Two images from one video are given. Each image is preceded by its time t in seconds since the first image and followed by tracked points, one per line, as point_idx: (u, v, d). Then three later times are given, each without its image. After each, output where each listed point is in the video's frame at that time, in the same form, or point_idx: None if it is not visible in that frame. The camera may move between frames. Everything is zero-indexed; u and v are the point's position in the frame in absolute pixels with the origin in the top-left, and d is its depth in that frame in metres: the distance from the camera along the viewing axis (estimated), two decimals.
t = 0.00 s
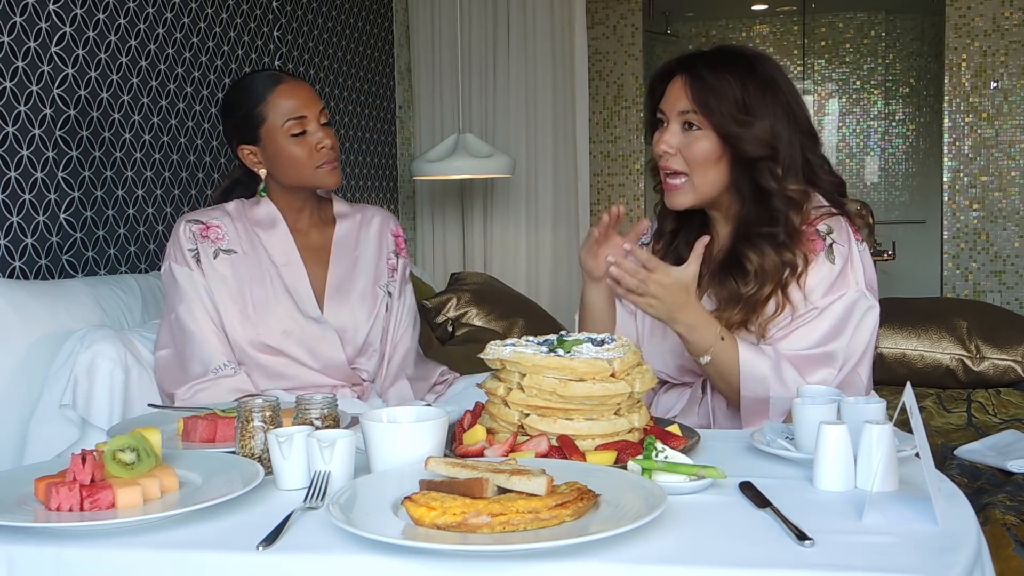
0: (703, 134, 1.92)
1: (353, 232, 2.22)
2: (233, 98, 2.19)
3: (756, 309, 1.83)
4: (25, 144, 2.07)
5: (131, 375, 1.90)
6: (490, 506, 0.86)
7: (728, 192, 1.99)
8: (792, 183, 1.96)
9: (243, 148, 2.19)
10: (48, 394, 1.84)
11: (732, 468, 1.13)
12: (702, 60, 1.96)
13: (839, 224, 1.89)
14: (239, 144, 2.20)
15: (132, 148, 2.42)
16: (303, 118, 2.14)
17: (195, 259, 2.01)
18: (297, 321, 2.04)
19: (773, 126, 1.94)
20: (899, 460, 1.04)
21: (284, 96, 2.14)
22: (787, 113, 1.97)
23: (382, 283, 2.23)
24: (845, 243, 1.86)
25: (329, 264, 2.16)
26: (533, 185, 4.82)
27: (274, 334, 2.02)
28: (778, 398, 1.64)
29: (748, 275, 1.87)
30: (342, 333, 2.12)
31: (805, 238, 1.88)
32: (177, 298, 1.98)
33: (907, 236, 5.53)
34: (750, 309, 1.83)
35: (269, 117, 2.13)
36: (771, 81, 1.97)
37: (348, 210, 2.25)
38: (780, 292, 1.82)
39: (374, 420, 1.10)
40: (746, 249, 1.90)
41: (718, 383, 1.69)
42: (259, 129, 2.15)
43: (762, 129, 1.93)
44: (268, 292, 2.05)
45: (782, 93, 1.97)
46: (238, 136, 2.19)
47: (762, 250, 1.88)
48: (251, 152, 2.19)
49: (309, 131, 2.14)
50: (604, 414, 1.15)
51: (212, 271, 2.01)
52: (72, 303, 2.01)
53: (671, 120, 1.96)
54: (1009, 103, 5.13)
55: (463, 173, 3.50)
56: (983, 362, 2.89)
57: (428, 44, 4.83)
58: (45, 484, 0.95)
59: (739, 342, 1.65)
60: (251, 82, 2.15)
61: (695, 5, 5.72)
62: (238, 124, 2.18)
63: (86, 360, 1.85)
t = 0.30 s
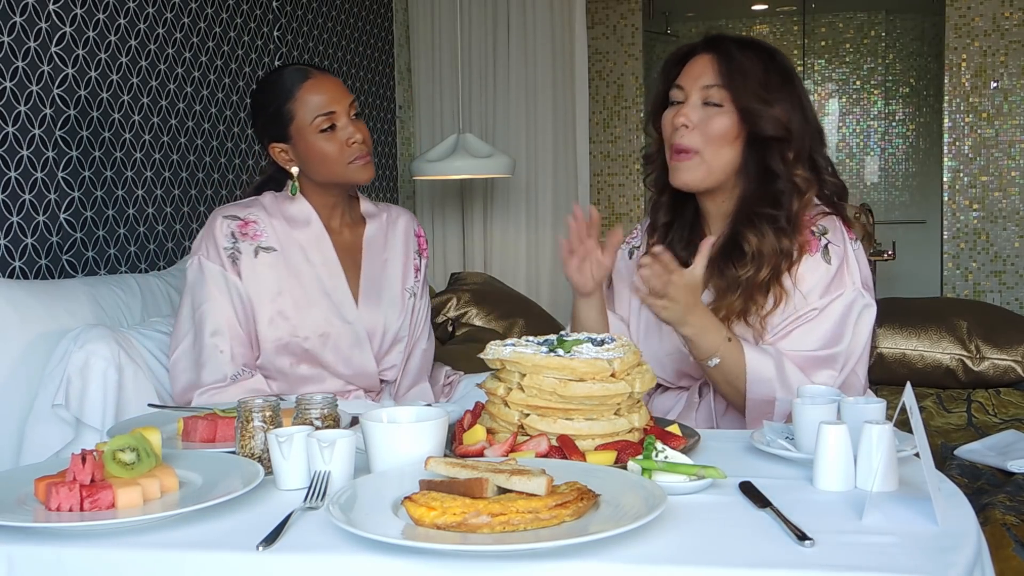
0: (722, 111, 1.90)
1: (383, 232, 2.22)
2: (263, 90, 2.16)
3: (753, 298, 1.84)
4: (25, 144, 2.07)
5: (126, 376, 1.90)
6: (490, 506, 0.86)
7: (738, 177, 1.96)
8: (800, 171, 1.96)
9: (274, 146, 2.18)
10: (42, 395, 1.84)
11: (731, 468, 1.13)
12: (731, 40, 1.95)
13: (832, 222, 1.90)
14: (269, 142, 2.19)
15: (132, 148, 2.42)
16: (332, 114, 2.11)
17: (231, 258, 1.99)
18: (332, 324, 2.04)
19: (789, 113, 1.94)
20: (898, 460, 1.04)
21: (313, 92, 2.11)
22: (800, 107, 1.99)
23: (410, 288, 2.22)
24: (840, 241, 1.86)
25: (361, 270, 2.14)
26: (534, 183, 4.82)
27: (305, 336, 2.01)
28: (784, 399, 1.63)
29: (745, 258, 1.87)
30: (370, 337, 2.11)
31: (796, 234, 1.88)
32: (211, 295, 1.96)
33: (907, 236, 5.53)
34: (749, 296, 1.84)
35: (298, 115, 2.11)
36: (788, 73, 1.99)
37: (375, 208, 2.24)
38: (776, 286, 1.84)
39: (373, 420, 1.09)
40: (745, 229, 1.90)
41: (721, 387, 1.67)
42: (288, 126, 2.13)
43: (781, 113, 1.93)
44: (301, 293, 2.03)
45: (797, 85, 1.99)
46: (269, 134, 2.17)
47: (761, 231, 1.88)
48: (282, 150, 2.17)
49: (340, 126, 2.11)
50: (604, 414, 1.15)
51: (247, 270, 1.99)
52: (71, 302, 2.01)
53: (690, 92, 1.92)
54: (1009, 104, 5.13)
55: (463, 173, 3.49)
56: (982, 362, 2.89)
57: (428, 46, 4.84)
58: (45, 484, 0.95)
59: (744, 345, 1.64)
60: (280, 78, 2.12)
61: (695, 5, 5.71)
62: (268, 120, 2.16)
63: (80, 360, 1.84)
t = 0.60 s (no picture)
0: (726, 112, 1.91)
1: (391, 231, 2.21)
2: (309, 80, 1.99)
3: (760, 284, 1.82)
4: (25, 144, 2.07)
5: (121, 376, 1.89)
6: (490, 506, 0.86)
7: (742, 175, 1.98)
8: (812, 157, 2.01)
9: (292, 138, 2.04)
10: (38, 395, 1.84)
11: (731, 468, 1.13)
12: (724, 40, 1.95)
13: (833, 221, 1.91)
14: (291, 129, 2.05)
15: (132, 148, 2.42)
16: (364, 157, 1.94)
17: (245, 258, 2.00)
18: (344, 322, 2.04)
19: (790, 106, 1.96)
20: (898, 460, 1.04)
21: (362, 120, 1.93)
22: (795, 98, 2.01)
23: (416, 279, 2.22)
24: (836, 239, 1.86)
25: (366, 264, 2.15)
26: (533, 184, 4.82)
27: (323, 335, 2.02)
28: (760, 389, 1.66)
29: (761, 250, 1.85)
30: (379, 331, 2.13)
31: (812, 219, 1.89)
32: (225, 294, 1.95)
33: (908, 236, 5.53)
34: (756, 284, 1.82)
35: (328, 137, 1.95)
36: (780, 68, 2.00)
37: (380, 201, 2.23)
38: (782, 268, 1.83)
39: (373, 420, 1.10)
40: (761, 220, 1.88)
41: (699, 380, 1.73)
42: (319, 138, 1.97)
43: (784, 106, 1.95)
44: (315, 291, 2.03)
45: (790, 80, 2.02)
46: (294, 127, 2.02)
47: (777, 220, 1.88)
48: (298, 146, 2.04)
49: (365, 167, 1.96)
50: (604, 414, 1.15)
51: (262, 270, 2.00)
52: (71, 302, 2.01)
53: (690, 96, 1.92)
54: (1009, 104, 5.13)
55: (463, 173, 3.49)
56: (983, 362, 2.89)
57: (428, 46, 4.83)
58: (45, 484, 0.95)
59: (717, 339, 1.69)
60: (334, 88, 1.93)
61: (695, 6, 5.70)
62: (300, 117, 2.00)
63: (74, 359, 1.84)
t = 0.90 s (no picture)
0: (717, 107, 1.91)
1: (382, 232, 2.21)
2: (323, 94, 1.95)
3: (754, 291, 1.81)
4: (25, 144, 2.07)
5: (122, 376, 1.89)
6: (490, 506, 0.86)
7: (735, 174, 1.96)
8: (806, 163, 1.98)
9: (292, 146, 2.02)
10: (39, 396, 1.84)
11: (731, 468, 1.14)
12: (725, 38, 1.96)
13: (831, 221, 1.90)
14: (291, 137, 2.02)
15: (132, 149, 2.42)
16: (355, 186, 1.93)
17: (234, 269, 2.00)
18: (335, 328, 2.04)
19: (785, 106, 1.95)
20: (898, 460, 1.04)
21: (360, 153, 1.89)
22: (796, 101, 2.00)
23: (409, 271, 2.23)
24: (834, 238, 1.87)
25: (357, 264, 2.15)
26: (533, 184, 4.82)
27: (315, 342, 2.02)
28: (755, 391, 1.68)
29: (750, 254, 1.86)
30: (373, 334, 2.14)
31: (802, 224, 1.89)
32: (215, 305, 1.96)
33: (908, 237, 5.54)
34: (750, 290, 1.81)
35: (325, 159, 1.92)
36: (781, 69, 2.00)
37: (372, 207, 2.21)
38: (776, 273, 1.83)
39: (373, 420, 1.09)
40: (749, 225, 1.89)
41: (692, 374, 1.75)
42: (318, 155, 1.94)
43: (779, 106, 1.94)
44: (305, 297, 2.04)
45: (791, 82, 2.01)
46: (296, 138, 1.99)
47: (764, 225, 1.88)
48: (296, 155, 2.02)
49: (354, 194, 1.96)
50: (604, 414, 1.15)
51: (250, 279, 2.00)
52: (71, 302, 2.01)
53: (685, 90, 1.93)
54: (1009, 103, 5.13)
55: (463, 173, 3.49)
56: (982, 362, 2.89)
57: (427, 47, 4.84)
58: (45, 484, 0.95)
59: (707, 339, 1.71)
60: (343, 119, 1.88)
61: (695, 5, 5.70)
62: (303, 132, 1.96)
63: (75, 360, 1.84)
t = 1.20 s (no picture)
0: (713, 102, 1.90)
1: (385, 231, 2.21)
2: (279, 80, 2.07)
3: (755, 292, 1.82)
4: (25, 144, 2.06)
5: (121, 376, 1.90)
6: (490, 506, 0.86)
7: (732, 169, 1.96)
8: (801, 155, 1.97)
9: (277, 144, 2.09)
10: (39, 396, 1.84)
11: (731, 468, 1.13)
12: (721, 36, 1.95)
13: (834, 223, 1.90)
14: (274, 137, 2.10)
15: (132, 149, 2.42)
16: (347, 132, 1.98)
17: (233, 268, 2.00)
18: (337, 326, 2.03)
19: (782, 100, 1.94)
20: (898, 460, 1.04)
21: (335, 104, 1.98)
22: (796, 96, 1.98)
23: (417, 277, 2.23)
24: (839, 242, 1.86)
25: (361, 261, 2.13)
26: (533, 184, 4.81)
27: (318, 339, 2.01)
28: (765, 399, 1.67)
29: (750, 250, 1.87)
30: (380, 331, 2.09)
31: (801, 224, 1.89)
32: (215, 304, 1.97)
33: (908, 236, 5.54)
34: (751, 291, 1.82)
35: (307, 128, 2.00)
36: (782, 64, 1.98)
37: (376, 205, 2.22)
38: (779, 274, 1.83)
39: (373, 420, 1.09)
40: (749, 220, 1.90)
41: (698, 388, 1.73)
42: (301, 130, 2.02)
43: (774, 101, 1.92)
44: (308, 294, 2.03)
45: (793, 78, 1.99)
46: (275, 129, 2.07)
47: (763, 220, 1.88)
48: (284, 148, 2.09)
49: (350, 147, 1.99)
50: (604, 414, 1.15)
51: (250, 278, 2.00)
52: (71, 302, 2.01)
53: (682, 88, 1.93)
54: (1009, 104, 5.13)
55: (463, 173, 3.49)
56: (983, 362, 2.89)
57: (427, 48, 4.84)
58: (45, 484, 0.95)
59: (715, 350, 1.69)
60: (301, 80, 2.00)
61: (694, 5, 5.70)
62: (279, 118, 2.05)
63: (75, 360, 1.84)
